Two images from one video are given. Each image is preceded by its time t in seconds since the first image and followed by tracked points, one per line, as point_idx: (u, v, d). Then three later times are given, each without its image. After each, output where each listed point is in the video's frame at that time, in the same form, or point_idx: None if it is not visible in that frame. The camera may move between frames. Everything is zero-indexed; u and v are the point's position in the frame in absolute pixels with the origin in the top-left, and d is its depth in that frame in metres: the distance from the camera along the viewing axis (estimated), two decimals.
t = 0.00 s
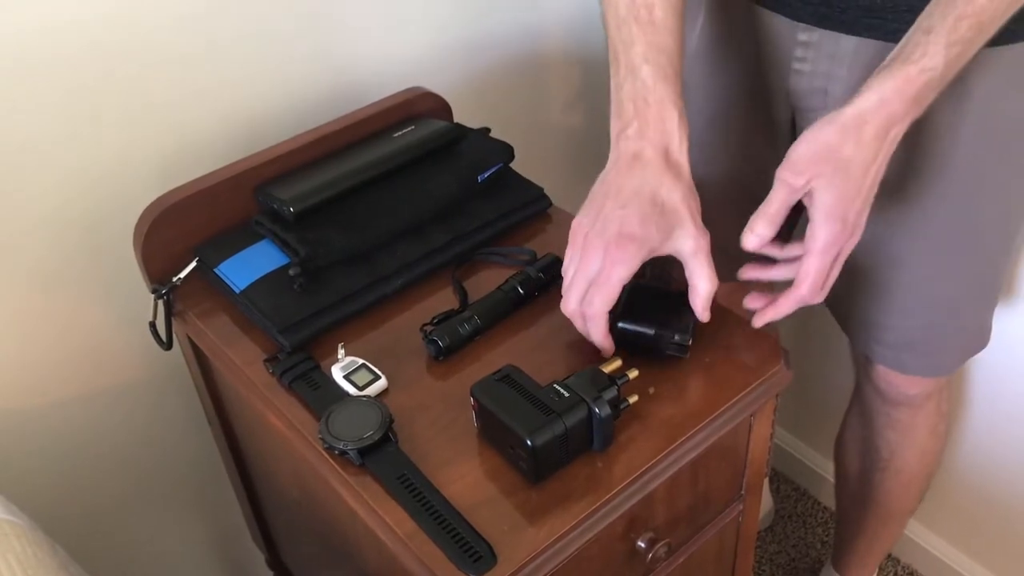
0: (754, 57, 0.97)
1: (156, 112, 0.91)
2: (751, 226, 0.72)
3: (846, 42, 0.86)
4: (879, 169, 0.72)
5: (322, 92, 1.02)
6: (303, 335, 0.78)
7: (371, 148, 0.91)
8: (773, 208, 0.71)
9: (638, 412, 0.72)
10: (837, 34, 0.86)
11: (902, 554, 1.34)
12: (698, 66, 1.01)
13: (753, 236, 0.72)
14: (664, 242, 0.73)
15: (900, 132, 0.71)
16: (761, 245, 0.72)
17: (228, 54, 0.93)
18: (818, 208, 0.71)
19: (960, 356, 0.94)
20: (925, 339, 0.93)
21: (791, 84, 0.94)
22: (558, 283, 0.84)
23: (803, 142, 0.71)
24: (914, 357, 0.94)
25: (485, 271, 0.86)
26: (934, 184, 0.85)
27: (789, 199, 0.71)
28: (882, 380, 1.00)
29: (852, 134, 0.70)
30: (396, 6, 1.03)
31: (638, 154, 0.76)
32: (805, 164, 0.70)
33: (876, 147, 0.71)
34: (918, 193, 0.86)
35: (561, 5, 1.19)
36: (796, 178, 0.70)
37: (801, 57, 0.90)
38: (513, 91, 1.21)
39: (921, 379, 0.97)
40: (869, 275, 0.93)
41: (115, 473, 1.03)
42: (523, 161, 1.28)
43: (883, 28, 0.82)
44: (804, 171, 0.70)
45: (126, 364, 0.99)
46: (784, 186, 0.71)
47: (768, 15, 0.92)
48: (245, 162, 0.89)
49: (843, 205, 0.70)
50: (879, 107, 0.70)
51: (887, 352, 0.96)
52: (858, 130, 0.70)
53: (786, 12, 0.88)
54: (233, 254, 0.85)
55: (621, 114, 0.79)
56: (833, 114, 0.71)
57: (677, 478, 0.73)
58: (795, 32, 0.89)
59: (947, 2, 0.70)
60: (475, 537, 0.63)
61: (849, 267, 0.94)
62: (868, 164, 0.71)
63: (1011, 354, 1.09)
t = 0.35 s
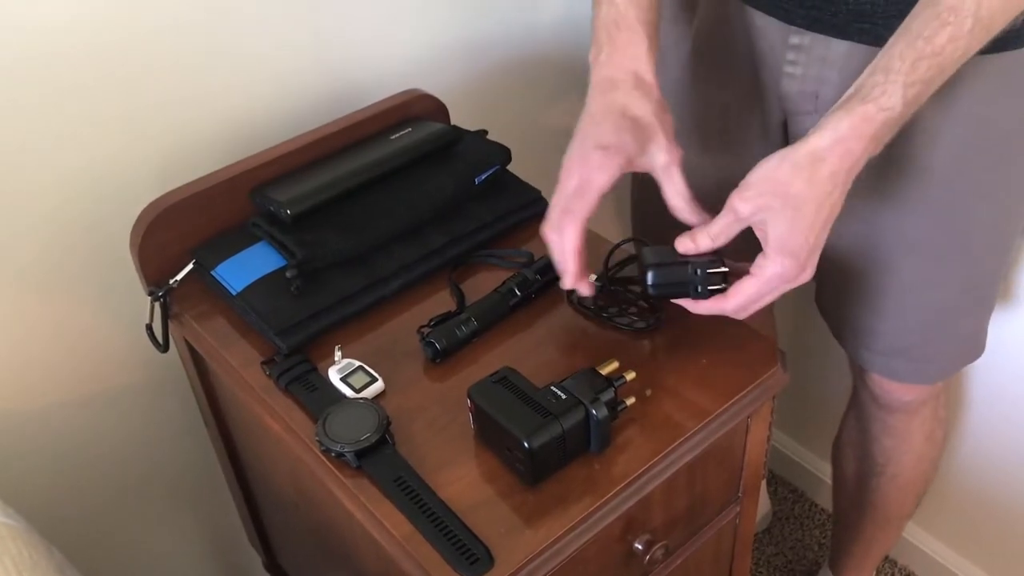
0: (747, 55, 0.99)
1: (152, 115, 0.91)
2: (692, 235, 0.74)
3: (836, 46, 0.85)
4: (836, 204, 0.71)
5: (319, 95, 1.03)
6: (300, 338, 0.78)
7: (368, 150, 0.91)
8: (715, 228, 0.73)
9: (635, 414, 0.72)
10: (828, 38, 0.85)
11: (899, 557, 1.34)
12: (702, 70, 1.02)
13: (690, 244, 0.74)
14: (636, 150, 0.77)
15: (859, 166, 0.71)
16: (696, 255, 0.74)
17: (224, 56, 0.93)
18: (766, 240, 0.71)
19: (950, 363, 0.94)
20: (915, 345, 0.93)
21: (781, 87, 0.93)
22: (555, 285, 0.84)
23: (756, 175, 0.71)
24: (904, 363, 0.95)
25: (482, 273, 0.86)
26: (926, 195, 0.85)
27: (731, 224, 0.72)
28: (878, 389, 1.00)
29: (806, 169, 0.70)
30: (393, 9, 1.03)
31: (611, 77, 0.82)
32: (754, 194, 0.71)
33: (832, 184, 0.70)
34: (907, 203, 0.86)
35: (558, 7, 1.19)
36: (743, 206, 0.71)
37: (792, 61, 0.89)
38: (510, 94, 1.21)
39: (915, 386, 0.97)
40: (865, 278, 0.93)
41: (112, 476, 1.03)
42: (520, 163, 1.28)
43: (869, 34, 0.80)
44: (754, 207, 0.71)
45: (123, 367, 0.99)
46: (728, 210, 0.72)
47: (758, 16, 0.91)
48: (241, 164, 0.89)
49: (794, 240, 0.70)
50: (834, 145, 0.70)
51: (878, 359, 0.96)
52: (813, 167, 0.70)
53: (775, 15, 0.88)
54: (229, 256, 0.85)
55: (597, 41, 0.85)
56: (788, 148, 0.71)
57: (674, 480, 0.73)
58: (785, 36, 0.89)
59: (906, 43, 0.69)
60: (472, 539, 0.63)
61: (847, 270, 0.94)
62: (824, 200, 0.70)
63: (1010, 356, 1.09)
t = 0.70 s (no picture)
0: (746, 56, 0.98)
1: (148, 119, 0.91)
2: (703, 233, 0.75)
3: (837, 48, 0.85)
4: (849, 213, 0.73)
5: (316, 98, 1.03)
6: (295, 342, 0.78)
7: (365, 154, 0.91)
8: (726, 231, 0.74)
9: (632, 417, 0.72)
10: (829, 40, 0.85)
11: (896, 559, 1.34)
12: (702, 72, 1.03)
13: (700, 241, 0.75)
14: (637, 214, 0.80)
15: (874, 172, 0.72)
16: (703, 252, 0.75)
17: (220, 59, 0.93)
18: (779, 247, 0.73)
19: (946, 365, 0.94)
20: (910, 348, 0.93)
21: (781, 89, 0.92)
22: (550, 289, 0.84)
23: (771, 183, 0.73)
24: (899, 364, 0.95)
25: (478, 277, 0.86)
26: (925, 199, 0.85)
27: (744, 231, 0.73)
28: (875, 390, 1.01)
29: (820, 178, 0.71)
30: (390, 12, 1.03)
31: (609, 129, 0.83)
32: (768, 203, 0.73)
33: (846, 194, 0.71)
34: (906, 207, 0.86)
35: (555, 10, 1.19)
36: (757, 214, 0.73)
37: (792, 62, 0.89)
38: (507, 97, 1.21)
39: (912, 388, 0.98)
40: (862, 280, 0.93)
41: (108, 479, 1.03)
42: (517, 166, 1.28)
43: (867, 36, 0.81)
44: (767, 216, 0.73)
45: (119, 370, 0.99)
46: (743, 217, 0.73)
47: (757, 18, 0.91)
48: (238, 168, 0.89)
49: (806, 248, 0.72)
50: (849, 154, 0.71)
51: (873, 361, 0.97)
52: (827, 177, 0.71)
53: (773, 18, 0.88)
54: (225, 260, 0.85)
55: (593, 90, 0.86)
56: (804, 157, 0.72)
57: (670, 484, 0.73)
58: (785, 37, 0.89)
59: (918, 50, 0.69)
60: (468, 543, 0.63)
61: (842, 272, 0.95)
62: (837, 210, 0.72)
63: (1008, 359, 1.09)
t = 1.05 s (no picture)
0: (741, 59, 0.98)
1: (146, 121, 0.91)
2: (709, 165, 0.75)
3: (832, 51, 0.86)
4: (858, 167, 0.72)
5: (314, 100, 1.03)
6: (294, 344, 0.78)
7: (363, 156, 0.91)
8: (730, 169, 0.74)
9: (630, 419, 0.72)
10: (823, 44, 0.86)
11: (894, 562, 1.34)
12: (693, 75, 1.02)
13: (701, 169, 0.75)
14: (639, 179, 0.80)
15: (885, 135, 0.72)
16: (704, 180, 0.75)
17: (217, 63, 0.93)
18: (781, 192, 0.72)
19: (941, 369, 0.94)
20: (907, 349, 0.93)
21: (778, 91, 0.93)
22: (547, 291, 0.84)
23: (784, 129, 0.73)
24: (895, 367, 0.95)
25: (476, 279, 0.86)
26: (922, 201, 0.85)
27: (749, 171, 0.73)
28: (872, 392, 1.01)
29: (832, 125, 0.70)
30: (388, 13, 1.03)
31: (597, 103, 0.84)
32: (777, 145, 0.72)
33: (855, 147, 0.70)
34: (902, 207, 0.87)
35: (552, 13, 1.20)
36: (763, 156, 0.72)
37: (788, 66, 0.90)
38: (505, 101, 1.21)
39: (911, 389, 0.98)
40: (860, 282, 0.93)
41: (106, 482, 1.03)
42: (516, 169, 1.29)
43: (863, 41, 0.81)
44: (776, 158, 0.72)
45: (117, 373, 0.99)
46: (749, 156, 0.73)
47: (750, 21, 0.92)
48: (236, 171, 0.90)
49: (808, 196, 0.71)
50: (866, 107, 0.70)
51: (870, 363, 0.97)
52: (839, 126, 0.70)
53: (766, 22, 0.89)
54: (225, 262, 0.85)
55: (580, 67, 0.87)
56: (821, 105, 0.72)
57: (668, 486, 0.73)
58: (781, 40, 0.90)
59: (942, 10, 0.69)
60: (466, 544, 0.63)
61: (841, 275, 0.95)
62: (846, 161, 0.70)
63: (1005, 361, 1.09)
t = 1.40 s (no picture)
0: (738, 63, 0.98)
1: (145, 126, 0.91)
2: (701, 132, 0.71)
3: (824, 56, 0.87)
4: (855, 149, 0.70)
5: (313, 105, 1.03)
6: (293, 347, 0.78)
7: (361, 160, 0.91)
8: (728, 134, 0.70)
9: (627, 421, 0.72)
10: (816, 49, 0.87)
11: (893, 564, 1.35)
12: (689, 81, 1.01)
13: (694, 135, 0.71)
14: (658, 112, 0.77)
15: (889, 115, 0.70)
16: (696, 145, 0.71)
17: (216, 68, 0.94)
18: (781, 162, 0.68)
19: (932, 373, 0.94)
20: (901, 352, 0.94)
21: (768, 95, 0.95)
22: (545, 295, 0.84)
23: (789, 96, 0.69)
24: (887, 370, 0.96)
25: (475, 283, 0.87)
26: (917, 204, 0.86)
27: (749, 137, 0.69)
28: (868, 394, 1.01)
29: (840, 101, 0.68)
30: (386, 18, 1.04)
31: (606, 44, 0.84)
32: (781, 114, 0.69)
33: (860, 128, 0.69)
34: (897, 211, 0.87)
35: (550, 17, 1.20)
36: (765, 123, 0.68)
37: (779, 71, 0.92)
38: (503, 106, 1.22)
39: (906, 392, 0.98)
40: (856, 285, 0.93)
41: (106, 485, 1.03)
42: (514, 173, 1.29)
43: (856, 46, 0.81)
44: (777, 127, 0.68)
45: (116, 377, 0.99)
46: (750, 121, 0.69)
47: (745, 27, 0.94)
48: (234, 175, 0.90)
49: (805, 171, 0.68)
50: (874, 87, 0.68)
51: (864, 366, 0.97)
52: (847, 104, 0.68)
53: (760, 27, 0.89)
54: (224, 266, 0.85)
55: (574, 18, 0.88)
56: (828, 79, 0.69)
57: (666, 488, 0.73)
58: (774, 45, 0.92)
59: None
60: (464, 547, 0.63)
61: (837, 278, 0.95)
62: (849, 140, 0.68)
63: (1002, 364, 1.10)
